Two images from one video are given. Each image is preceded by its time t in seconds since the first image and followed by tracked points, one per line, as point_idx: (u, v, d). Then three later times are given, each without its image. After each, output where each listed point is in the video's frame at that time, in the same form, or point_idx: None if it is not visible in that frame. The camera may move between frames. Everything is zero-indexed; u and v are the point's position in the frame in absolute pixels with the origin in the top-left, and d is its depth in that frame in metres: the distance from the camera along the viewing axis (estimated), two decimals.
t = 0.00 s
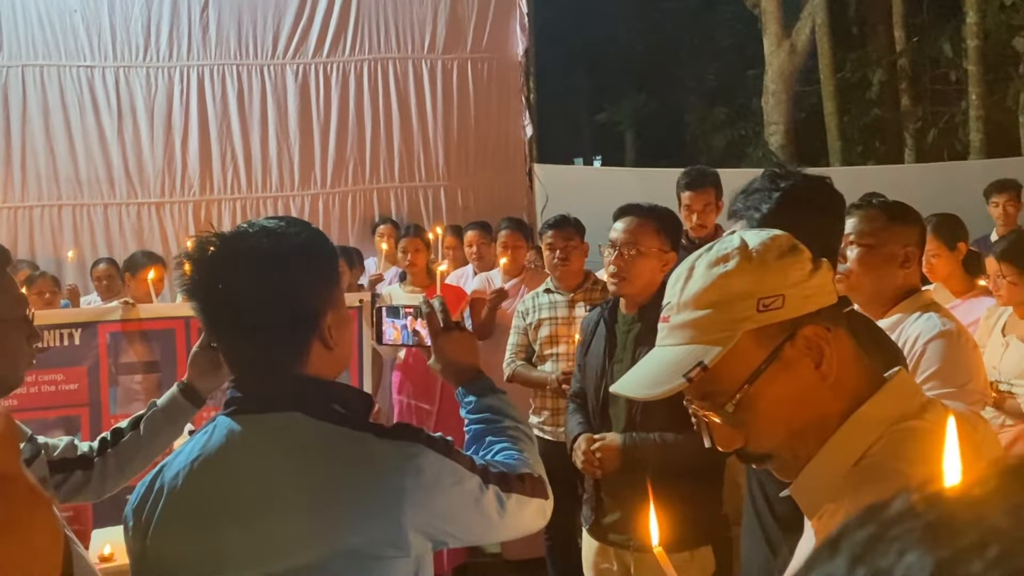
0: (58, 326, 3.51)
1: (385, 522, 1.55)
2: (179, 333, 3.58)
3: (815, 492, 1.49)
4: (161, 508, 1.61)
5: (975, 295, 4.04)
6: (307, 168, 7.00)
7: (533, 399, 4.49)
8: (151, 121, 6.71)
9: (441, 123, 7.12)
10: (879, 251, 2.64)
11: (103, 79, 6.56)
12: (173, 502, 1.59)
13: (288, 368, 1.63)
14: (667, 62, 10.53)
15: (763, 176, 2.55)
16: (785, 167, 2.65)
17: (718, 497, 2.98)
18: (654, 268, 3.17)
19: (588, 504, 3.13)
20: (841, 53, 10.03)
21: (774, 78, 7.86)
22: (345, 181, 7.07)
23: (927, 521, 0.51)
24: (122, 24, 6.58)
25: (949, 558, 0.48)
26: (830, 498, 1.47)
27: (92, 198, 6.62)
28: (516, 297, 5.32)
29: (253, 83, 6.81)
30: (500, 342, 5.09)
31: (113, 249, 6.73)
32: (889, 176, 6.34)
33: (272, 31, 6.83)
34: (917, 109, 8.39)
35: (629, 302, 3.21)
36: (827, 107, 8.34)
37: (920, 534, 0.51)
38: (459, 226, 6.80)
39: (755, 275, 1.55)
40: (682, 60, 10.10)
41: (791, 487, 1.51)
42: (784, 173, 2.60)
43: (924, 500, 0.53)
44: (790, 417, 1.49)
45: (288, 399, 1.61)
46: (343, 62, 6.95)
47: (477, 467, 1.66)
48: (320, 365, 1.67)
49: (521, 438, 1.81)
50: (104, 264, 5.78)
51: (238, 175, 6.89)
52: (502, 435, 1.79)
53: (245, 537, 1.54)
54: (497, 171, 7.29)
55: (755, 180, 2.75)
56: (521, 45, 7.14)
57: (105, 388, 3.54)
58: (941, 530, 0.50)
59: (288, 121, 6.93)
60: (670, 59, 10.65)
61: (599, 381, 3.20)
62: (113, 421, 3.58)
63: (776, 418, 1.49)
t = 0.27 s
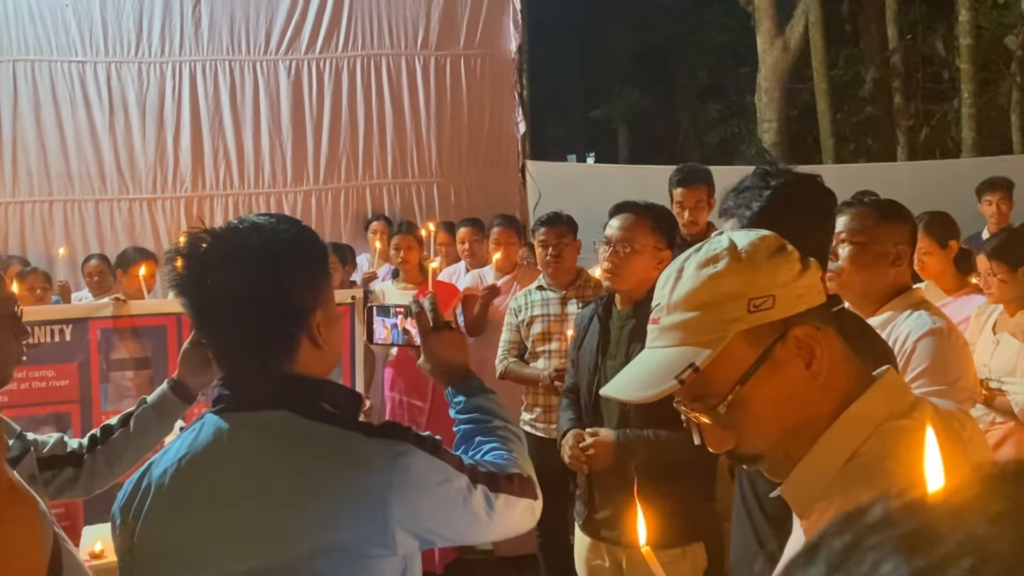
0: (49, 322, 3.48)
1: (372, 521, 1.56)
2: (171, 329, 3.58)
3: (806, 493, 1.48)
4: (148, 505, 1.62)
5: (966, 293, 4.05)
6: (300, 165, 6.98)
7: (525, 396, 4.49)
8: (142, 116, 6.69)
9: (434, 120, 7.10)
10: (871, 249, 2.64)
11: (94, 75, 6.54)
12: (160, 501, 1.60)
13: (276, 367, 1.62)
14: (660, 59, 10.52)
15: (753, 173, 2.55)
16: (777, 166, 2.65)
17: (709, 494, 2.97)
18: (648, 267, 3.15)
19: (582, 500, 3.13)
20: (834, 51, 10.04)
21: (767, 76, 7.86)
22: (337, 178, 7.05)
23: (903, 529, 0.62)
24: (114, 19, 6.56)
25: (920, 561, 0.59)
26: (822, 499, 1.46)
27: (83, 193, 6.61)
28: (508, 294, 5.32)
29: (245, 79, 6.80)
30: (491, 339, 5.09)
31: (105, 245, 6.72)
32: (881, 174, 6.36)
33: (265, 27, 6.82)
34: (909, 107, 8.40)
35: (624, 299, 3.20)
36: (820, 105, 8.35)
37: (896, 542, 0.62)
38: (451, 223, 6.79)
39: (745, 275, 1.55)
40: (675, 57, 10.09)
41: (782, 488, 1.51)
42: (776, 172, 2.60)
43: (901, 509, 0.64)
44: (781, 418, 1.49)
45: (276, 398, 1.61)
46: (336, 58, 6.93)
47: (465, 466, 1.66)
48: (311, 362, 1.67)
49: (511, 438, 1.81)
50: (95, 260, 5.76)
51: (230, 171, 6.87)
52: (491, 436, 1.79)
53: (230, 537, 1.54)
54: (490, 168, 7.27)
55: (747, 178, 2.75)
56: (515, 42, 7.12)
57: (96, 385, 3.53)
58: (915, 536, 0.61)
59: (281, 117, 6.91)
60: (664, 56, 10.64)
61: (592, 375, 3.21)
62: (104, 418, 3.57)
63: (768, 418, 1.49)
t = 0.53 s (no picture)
0: (42, 319, 3.47)
1: (362, 521, 1.57)
2: (165, 326, 3.61)
3: (802, 493, 1.49)
4: (139, 504, 1.63)
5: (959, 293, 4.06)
6: (295, 162, 6.97)
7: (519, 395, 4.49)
8: (136, 113, 6.67)
9: (428, 118, 7.09)
10: (864, 250, 2.65)
11: (89, 71, 6.53)
12: (150, 499, 1.61)
13: (266, 365, 1.63)
14: (655, 58, 10.52)
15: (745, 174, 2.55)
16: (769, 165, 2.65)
17: (702, 495, 2.97)
18: (643, 266, 3.15)
19: (575, 498, 3.14)
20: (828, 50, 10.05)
21: (762, 75, 7.87)
22: (332, 175, 7.04)
23: (896, 540, 0.61)
24: (109, 16, 6.55)
25: (914, 571, 0.58)
26: (817, 499, 1.48)
27: (77, 190, 6.59)
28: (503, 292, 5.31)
29: (239, 76, 6.79)
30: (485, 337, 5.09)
31: (99, 243, 6.70)
32: (875, 173, 6.37)
33: (259, 24, 6.81)
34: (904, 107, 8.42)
35: (619, 298, 3.21)
36: (814, 104, 8.36)
37: (888, 554, 0.60)
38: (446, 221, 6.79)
39: (741, 276, 1.53)
40: (670, 55, 10.09)
41: (778, 488, 1.52)
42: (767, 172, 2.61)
43: (893, 521, 0.63)
44: (776, 419, 1.49)
45: (267, 397, 1.62)
46: (331, 55, 6.92)
47: (456, 467, 1.66)
48: (300, 362, 1.67)
49: (502, 438, 1.81)
50: (88, 257, 5.74)
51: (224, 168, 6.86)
52: (482, 437, 1.79)
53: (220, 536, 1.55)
54: (485, 166, 7.27)
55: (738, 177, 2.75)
56: (509, 40, 7.12)
57: (88, 382, 3.52)
58: (908, 548, 0.60)
59: (276, 115, 6.90)
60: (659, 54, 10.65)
61: (586, 373, 3.21)
62: (97, 416, 3.56)
63: (763, 419, 1.49)
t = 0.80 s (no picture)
0: (34, 317, 3.45)
1: (349, 519, 1.57)
2: (158, 323, 3.60)
3: (795, 493, 1.50)
4: (129, 502, 1.64)
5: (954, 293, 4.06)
6: (290, 160, 6.96)
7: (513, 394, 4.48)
8: (131, 110, 6.67)
9: (424, 117, 7.08)
10: (856, 250, 2.65)
11: (84, 68, 6.52)
12: (140, 497, 1.63)
13: (257, 361, 1.64)
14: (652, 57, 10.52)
15: (738, 173, 2.55)
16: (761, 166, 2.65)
17: (695, 495, 2.97)
18: (639, 265, 3.14)
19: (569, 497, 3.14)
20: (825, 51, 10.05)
21: (758, 75, 7.86)
22: (328, 174, 7.04)
23: (884, 534, 0.61)
24: (104, 14, 6.55)
25: (900, 564, 0.58)
26: (810, 499, 1.48)
27: (72, 188, 6.59)
28: (498, 291, 5.31)
29: (235, 74, 6.78)
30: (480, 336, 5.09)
31: (93, 240, 6.70)
32: (871, 173, 6.37)
33: (255, 22, 6.80)
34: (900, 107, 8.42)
35: (614, 297, 3.21)
36: (811, 104, 8.35)
37: (875, 547, 0.60)
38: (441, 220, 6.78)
39: (734, 275, 1.53)
40: (667, 55, 10.09)
41: (770, 488, 1.51)
42: (760, 172, 2.61)
43: (880, 514, 0.63)
44: (770, 419, 1.49)
45: (257, 395, 1.62)
46: (327, 53, 6.91)
47: (446, 466, 1.67)
48: (291, 360, 1.67)
49: (494, 439, 1.81)
50: (82, 255, 5.73)
51: (220, 166, 6.85)
52: (473, 438, 1.79)
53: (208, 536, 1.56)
54: (481, 165, 7.26)
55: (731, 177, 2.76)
56: (506, 39, 7.08)
57: (82, 380, 3.52)
58: (896, 541, 0.60)
59: (271, 113, 6.90)
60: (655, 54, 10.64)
61: (580, 372, 3.21)
62: (90, 414, 3.55)
63: (758, 419, 1.48)
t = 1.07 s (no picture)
0: (30, 314, 3.45)
1: (340, 517, 1.58)
2: (153, 322, 3.58)
3: (785, 491, 1.49)
4: (117, 500, 1.63)
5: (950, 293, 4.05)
6: (287, 159, 6.96)
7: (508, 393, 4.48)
8: (128, 108, 6.65)
9: (421, 116, 7.06)
10: (850, 250, 2.65)
11: (79, 66, 6.50)
12: (129, 494, 1.62)
13: (245, 358, 1.63)
14: (649, 57, 10.50)
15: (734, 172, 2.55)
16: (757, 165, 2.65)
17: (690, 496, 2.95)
18: (634, 264, 3.15)
19: (563, 496, 3.13)
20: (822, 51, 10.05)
21: (755, 75, 7.85)
22: (324, 173, 7.03)
23: (857, 521, 0.62)
24: (100, 11, 6.52)
25: (873, 546, 0.60)
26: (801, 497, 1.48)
27: (68, 185, 6.58)
28: (493, 290, 5.30)
29: (231, 72, 6.76)
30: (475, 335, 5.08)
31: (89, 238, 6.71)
32: (867, 174, 6.37)
33: (252, 19, 6.77)
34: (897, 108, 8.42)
35: (608, 297, 3.20)
36: (808, 105, 8.35)
37: (848, 533, 0.61)
38: (437, 219, 6.78)
39: (727, 272, 1.52)
40: (664, 55, 10.08)
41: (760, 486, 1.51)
42: (756, 170, 2.61)
43: (854, 501, 0.64)
44: (761, 417, 1.49)
45: (247, 393, 1.61)
46: (324, 52, 6.89)
47: (436, 465, 1.66)
48: (280, 357, 1.67)
49: (485, 439, 1.80)
50: (78, 252, 5.73)
51: (216, 164, 6.85)
52: (464, 438, 1.79)
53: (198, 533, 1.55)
54: (478, 164, 7.25)
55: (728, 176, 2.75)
56: (503, 38, 7.06)
57: (76, 378, 3.50)
58: (871, 527, 0.61)
59: (268, 111, 6.88)
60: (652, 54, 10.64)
61: (575, 372, 3.20)
62: (84, 411, 3.54)
63: (748, 417, 1.48)
